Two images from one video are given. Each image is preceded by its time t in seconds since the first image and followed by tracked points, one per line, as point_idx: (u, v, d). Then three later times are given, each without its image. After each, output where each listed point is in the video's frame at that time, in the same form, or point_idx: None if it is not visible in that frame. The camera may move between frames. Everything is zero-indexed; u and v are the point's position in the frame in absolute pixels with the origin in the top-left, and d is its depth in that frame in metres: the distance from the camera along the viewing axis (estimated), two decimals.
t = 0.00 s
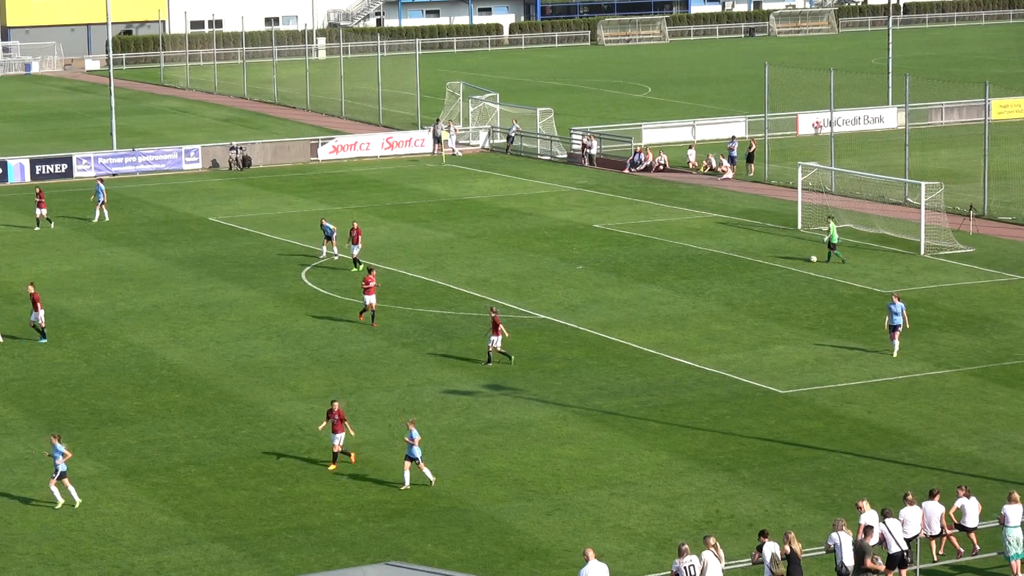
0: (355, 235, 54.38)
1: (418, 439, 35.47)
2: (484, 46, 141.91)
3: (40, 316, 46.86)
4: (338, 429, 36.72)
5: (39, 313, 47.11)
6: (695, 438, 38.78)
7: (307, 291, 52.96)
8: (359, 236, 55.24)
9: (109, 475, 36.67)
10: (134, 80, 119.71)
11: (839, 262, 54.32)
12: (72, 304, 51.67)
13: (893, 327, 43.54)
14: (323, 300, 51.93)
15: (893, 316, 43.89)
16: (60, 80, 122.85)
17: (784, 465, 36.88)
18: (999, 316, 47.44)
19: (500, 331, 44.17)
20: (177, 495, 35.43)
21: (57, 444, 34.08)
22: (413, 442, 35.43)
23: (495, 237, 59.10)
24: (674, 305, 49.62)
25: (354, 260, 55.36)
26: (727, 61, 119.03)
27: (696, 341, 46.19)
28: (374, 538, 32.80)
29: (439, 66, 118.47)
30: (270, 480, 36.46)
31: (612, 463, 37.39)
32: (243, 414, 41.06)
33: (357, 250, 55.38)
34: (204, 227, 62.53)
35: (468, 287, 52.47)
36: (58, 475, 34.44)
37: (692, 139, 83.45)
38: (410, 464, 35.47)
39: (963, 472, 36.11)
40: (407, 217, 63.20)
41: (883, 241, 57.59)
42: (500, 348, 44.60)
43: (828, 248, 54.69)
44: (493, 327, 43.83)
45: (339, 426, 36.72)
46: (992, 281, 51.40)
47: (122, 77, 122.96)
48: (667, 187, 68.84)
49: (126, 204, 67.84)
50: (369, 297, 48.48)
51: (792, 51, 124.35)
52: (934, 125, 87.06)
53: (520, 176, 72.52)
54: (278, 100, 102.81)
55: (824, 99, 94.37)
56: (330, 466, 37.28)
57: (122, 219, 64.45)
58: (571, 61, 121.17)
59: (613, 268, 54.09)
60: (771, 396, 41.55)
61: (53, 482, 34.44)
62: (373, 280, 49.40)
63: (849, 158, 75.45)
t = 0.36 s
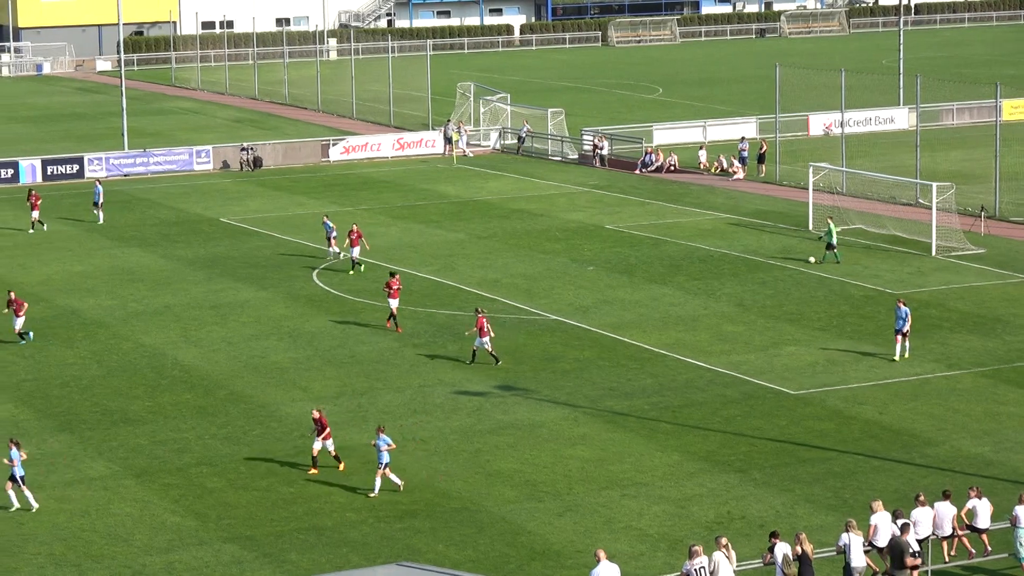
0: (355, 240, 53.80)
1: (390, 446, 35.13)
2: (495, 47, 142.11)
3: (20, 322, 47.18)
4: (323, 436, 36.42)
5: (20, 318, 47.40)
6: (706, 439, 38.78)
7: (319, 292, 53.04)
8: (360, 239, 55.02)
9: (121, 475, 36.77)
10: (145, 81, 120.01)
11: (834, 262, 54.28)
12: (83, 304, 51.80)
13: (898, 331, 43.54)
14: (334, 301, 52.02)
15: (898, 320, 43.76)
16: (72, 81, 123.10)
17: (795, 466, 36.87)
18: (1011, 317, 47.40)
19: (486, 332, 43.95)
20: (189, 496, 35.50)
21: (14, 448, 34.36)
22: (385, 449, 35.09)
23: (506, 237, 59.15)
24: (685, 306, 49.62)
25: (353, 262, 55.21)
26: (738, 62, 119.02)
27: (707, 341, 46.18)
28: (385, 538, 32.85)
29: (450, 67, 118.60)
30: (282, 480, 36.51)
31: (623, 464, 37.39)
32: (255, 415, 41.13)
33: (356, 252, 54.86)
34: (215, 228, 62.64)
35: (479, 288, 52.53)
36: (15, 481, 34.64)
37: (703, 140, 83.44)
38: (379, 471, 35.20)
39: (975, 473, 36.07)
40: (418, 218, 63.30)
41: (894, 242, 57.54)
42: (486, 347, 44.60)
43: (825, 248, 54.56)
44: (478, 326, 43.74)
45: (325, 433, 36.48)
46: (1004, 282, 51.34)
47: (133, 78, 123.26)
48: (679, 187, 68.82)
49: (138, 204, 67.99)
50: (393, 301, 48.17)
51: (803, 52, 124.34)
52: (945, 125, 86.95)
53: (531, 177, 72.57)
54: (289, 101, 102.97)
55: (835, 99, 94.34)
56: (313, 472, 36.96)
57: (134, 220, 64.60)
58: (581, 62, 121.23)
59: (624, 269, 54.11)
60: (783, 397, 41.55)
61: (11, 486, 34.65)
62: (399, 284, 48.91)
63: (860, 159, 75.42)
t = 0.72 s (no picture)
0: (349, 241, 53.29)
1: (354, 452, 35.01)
2: (502, 47, 142.21)
3: None
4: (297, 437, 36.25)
5: None
6: (713, 439, 38.79)
7: (326, 291, 53.09)
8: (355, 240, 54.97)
9: (127, 475, 36.81)
10: (153, 80, 120.16)
11: (830, 262, 54.24)
12: (90, 304, 51.87)
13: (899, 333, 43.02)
14: (341, 300, 52.07)
15: (898, 322, 43.29)
16: (79, 81, 123.33)
17: (802, 466, 36.85)
18: (1018, 317, 47.37)
19: (466, 331, 44.16)
20: (195, 495, 35.55)
21: None
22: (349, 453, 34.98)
23: (513, 237, 59.18)
24: (692, 306, 49.60)
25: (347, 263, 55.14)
26: (745, 62, 118.97)
27: (714, 341, 46.18)
28: (392, 538, 32.87)
29: (457, 67, 118.66)
30: (289, 480, 36.57)
31: (630, 464, 37.38)
32: (261, 415, 41.16)
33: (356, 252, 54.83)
34: (222, 228, 62.72)
35: (486, 288, 52.55)
36: None
37: (710, 140, 83.43)
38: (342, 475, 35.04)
39: (981, 473, 36.05)
40: (425, 218, 63.33)
41: (901, 242, 57.49)
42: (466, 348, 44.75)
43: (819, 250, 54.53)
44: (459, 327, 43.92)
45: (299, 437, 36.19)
46: (1010, 282, 51.31)
47: (141, 78, 123.48)
48: (686, 187, 68.80)
49: (145, 204, 68.06)
50: (413, 306, 47.75)
51: (811, 52, 124.29)
52: (953, 126, 86.87)
53: (538, 177, 72.60)
54: (296, 101, 103.06)
55: (842, 100, 94.31)
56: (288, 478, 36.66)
57: (141, 220, 64.68)
58: (589, 62, 121.18)
59: (631, 268, 54.14)
60: (789, 397, 41.54)
61: None
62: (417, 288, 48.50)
63: (868, 159, 75.41)
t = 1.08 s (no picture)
0: (359, 238, 53.67)
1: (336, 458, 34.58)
2: (523, 47, 142.31)
3: None
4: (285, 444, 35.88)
5: None
6: (735, 439, 38.75)
7: (348, 292, 53.18)
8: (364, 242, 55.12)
9: (149, 475, 36.95)
10: (174, 80, 120.49)
11: (843, 262, 54.13)
12: (113, 304, 52.05)
13: (912, 339, 42.79)
14: (363, 301, 52.16)
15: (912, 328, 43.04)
16: (101, 80, 123.74)
17: (824, 467, 36.79)
18: None
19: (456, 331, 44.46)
20: (218, 495, 35.67)
21: None
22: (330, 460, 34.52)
23: (534, 238, 59.19)
24: (714, 307, 49.56)
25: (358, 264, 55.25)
26: (767, 63, 118.76)
27: (736, 342, 46.14)
28: (414, 538, 32.93)
29: (477, 67, 118.74)
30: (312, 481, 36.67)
31: (651, 465, 37.36)
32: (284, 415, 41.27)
33: (365, 253, 54.95)
34: (244, 228, 62.87)
35: (508, 288, 52.58)
36: None
37: (732, 141, 83.36)
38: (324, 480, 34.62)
39: (1005, 474, 35.94)
40: (446, 218, 63.40)
41: (923, 242, 57.33)
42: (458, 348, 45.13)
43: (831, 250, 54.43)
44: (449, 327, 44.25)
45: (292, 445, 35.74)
46: None
47: (162, 78, 123.78)
48: (707, 188, 68.71)
49: (167, 204, 68.28)
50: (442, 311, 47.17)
51: (832, 52, 124.05)
52: (975, 126, 86.68)
53: (560, 177, 72.59)
54: (317, 101, 103.23)
55: (864, 100, 94.12)
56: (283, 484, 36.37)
57: (163, 220, 64.89)
58: (609, 62, 121.06)
59: (653, 269, 54.13)
60: (811, 397, 41.48)
61: None
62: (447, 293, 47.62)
63: (889, 159, 75.26)
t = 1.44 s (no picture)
0: (396, 236, 54.04)
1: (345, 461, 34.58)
2: (571, 46, 142.34)
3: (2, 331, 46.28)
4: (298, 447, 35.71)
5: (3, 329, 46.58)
6: (781, 439, 38.69)
7: (395, 291, 53.42)
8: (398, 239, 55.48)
9: (197, 472, 37.28)
10: (223, 80, 121.24)
11: (880, 262, 53.92)
12: (161, 302, 52.52)
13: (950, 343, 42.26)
14: (410, 300, 52.39)
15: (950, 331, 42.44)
16: (151, 79, 124.77)
17: (871, 467, 36.69)
18: None
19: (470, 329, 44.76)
20: (265, 492, 35.96)
21: None
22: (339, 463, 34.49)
23: (582, 237, 59.25)
24: (761, 307, 49.47)
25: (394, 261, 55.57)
26: (815, 62, 118.22)
27: (783, 341, 46.05)
28: (460, 537, 33.08)
29: (524, 67, 118.87)
30: (359, 479, 36.91)
31: (698, 464, 37.37)
32: (332, 414, 41.53)
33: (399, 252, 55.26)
34: (292, 227, 63.24)
35: (555, 287, 52.68)
36: None
37: (779, 140, 83.16)
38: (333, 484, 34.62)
39: None
40: (493, 217, 63.55)
41: (971, 243, 56.98)
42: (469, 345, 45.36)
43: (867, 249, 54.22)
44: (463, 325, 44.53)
45: (303, 446, 35.67)
46: None
47: (211, 77, 124.52)
48: (755, 187, 68.55)
49: (215, 203, 68.78)
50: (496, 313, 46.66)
51: (881, 52, 123.35)
52: None
53: (607, 176, 72.58)
54: (365, 100, 103.65)
55: (913, 99, 93.57)
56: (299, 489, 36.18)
57: (212, 219, 65.38)
58: (657, 62, 120.82)
59: (700, 268, 54.09)
60: (859, 397, 41.37)
61: None
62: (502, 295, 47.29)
63: (938, 159, 74.85)
